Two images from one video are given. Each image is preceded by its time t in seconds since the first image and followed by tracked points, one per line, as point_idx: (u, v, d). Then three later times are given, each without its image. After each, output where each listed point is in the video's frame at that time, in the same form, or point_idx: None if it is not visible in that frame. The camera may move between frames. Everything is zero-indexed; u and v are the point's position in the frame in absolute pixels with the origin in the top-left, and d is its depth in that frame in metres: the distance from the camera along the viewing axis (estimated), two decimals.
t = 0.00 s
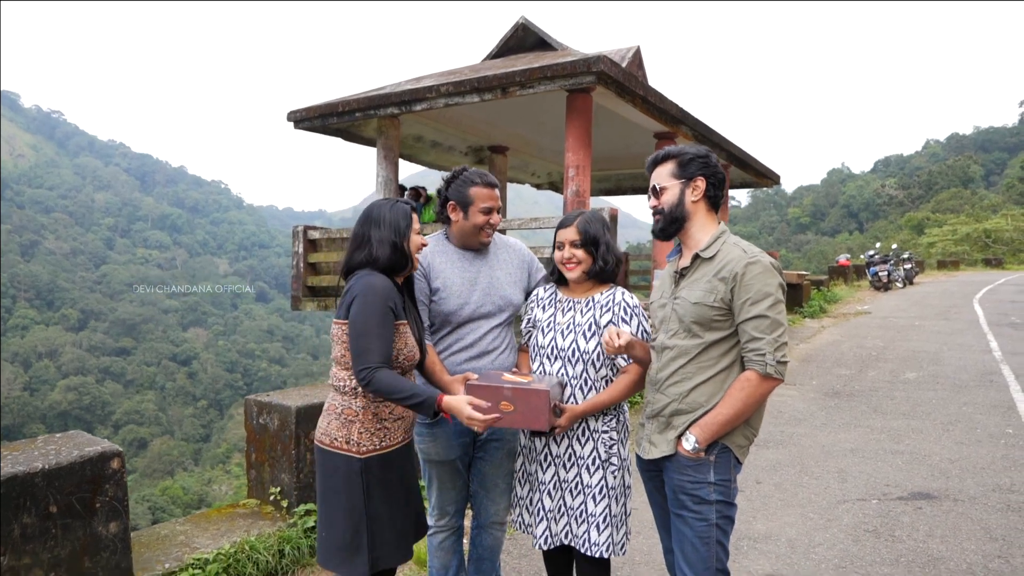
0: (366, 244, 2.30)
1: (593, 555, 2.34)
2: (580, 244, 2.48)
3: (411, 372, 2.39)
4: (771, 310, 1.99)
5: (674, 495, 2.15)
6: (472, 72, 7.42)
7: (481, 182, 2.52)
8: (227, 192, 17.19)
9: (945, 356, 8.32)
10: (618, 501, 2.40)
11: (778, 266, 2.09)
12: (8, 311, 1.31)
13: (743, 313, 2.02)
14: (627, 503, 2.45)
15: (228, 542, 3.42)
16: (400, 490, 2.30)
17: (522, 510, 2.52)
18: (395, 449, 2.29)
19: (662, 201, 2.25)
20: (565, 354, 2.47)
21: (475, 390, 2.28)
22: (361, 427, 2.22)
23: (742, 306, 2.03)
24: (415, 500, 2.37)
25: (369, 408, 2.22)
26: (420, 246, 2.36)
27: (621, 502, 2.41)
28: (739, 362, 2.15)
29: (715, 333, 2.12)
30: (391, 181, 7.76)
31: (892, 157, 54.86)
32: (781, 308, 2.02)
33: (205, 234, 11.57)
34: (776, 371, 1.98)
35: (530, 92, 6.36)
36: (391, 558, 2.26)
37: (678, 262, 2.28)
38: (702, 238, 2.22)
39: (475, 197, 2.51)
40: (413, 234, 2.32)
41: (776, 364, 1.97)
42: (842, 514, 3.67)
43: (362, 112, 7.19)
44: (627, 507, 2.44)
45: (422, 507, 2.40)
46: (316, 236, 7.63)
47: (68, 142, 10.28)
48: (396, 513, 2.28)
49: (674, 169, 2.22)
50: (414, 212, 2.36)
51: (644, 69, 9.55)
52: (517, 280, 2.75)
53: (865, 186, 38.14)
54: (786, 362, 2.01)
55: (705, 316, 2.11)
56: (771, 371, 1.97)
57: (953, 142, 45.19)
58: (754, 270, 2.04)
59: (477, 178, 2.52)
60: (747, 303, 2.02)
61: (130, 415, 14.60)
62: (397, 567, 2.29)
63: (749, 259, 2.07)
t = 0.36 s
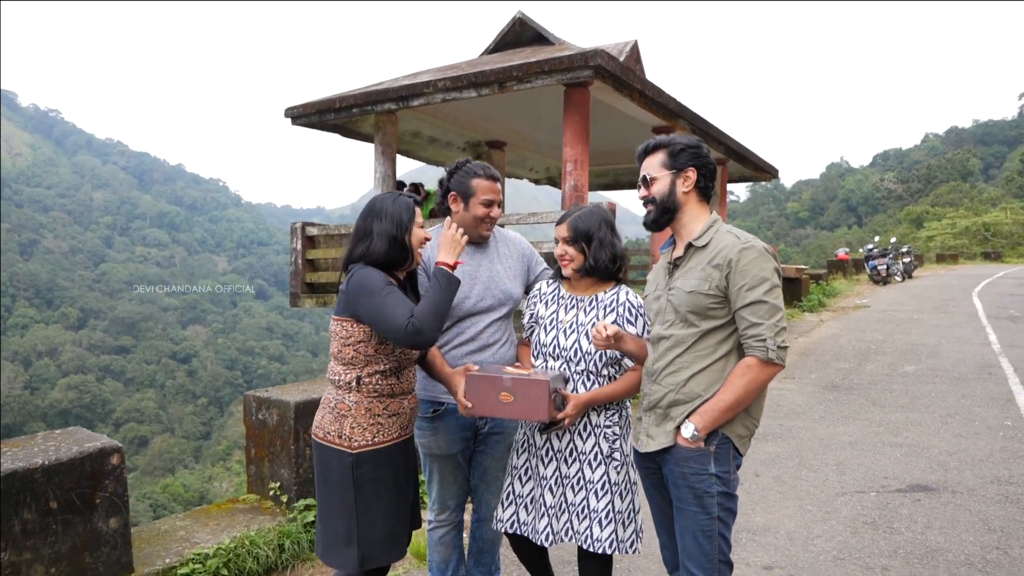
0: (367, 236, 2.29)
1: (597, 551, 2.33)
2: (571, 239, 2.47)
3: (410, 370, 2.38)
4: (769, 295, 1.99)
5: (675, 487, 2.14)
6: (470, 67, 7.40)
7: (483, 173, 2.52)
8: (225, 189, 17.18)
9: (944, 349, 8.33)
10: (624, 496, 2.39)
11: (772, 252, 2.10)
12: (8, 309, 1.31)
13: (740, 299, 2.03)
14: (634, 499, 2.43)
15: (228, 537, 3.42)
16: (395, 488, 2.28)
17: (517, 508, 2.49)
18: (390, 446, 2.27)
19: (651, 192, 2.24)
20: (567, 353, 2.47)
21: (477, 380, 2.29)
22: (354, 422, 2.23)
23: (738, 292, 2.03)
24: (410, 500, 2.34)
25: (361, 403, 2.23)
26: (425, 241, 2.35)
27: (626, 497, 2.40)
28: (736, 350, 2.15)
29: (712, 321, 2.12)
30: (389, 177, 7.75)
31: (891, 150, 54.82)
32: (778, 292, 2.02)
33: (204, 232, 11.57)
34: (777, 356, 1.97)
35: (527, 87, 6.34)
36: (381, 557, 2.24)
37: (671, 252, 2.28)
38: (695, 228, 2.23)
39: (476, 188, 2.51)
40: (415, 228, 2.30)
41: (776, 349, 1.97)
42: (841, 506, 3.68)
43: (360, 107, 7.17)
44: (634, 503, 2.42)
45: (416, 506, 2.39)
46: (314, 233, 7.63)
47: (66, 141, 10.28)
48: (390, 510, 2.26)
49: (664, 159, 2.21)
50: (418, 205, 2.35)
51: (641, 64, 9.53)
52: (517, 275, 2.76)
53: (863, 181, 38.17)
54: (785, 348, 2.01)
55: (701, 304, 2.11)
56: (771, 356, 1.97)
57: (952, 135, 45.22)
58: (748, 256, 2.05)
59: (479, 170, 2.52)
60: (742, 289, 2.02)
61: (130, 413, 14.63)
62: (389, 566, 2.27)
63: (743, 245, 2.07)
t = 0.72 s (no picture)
0: (372, 232, 2.29)
1: (587, 545, 2.33)
2: (562, 232, 2.47)
3: (412, 365, 2.37)
4: (760, 284, 1.99)
5: (676, 486, 2.14)
6: (470, 61, 7.38)
7: (485, 169, 2.49)
8: (224, 184, 17.17)
9: (944, 345, 8.33)
10: (611, 488, 2.39)
11: (762, 241, 2.09)
12: (7, 303, 1.30)
13: (732, 291, 2.02)
14: (621, 490, 2.44)
15: (227, 531, 3.42)
16: (394, 484, 2.27)
17: (511, 501, 2.49)
18: (390, 441, 2.26)
19: (650, 176, 2.22)
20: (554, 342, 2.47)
21: (463, 375, 2.28)
22: (353, 416, 2.22)
23: (730, 284, 2.02)
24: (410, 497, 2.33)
25: (362, 396, 2.22)
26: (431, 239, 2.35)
27: (614, 489, 2.41)
28: (733, 343, 2.14)
29: (706, 315, 2.11)
30: (389, 171, 7.74)
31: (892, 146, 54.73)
32: (770, 280, 2.01)
33: (203, 226, 11.56)
34: (773, 347, 1.96)
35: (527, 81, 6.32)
36: (379, 553, 2.23)
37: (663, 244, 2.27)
38: (687, 220, 2.23)
39: (477, 182, 2.49)
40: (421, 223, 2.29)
41: (771, 340, 1.96)
42: (839, 502, 3.68)
43: (360, 102, 7.15)
44: (621, 494, 2.44)
45: (415, 502, 2.38)
46: (314, 227, 7.62)
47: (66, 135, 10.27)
48: (389, 506, 2.25)
49: (666, 145, 2.20)
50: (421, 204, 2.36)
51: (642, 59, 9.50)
52: (516, 269, 2.74)
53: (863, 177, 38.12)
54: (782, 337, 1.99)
55: (693, 298, 2.11)
56: (767, 347, 1.96)
57: (952, 131, 45.15)
58: (738, 246, 2.04)
59: (480, 166, 2.50)
60: (734, 280, 2.01)
61: (130, 407, 14.66)
62: (388, 562, 2.26)
63: (732, 234, 2.07)
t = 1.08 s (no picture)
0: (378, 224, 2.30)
1: (584, 534, 2.33)
2: (563, 220, 2.47)
3: (420, 356, 2.36)
4: (771, 277, 1.99)
5: (688, 480, 2.12)
6: (473, 53, 7.35)
7: (482, 161, 2.48)
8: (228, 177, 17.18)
9: (949, 338, 8.30)
10: (608, 478, 2.39)
11: (767, 233, 2.09)
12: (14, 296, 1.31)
13: (743, 285, 2.01)
14: (618, 480, 2.44)
15: (232, 521, 3.44)
16: (403, 475, 2.28)
17: (509, 489, 2.49)
18: (399, 432, 2.27)
19: (646, 165, 2.20)
20: (554, 334, 2.47)
21: (461, 367, 2.29)
22: (362, 406, 2.22)
23: (741, 279, 2.01)
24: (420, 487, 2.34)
25: (371, 386, 2.23)
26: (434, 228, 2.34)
27: (611, 479, 2.40)
28: (741, 336, 2.14)
29: (715, 309, 2.10)
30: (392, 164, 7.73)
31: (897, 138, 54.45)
32: (779, 273, 2.02)
33: (207, 219, 11.57)
34: (788, 340, 1.97)
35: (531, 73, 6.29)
36: (388, 543, 2.24)
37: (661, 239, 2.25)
38: (683, 213, 2.22)
39: (476, 176, 2.48)
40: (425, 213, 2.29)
41: (786, 333, 1.96)
42: (843, 494, 3.68)
43: (363, 94, 7.13)
44: (618, 485, 2.43)
45: (425, 493, 2.39)
46: (318, 220, 7.62)
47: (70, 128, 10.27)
48: (399, 496, 2.26)
49: (661, 134, 2.18)
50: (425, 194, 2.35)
51: (646, 50, 9.46)
52: (518, 259, 2.74)
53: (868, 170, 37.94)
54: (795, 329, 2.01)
55: (702, 293, 2.09)
56: (783, 340, 1.96)
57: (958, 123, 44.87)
58: (746, 239, 2.04)
59: (478, 158, 2.48)
60: (745, 275, 2.01)
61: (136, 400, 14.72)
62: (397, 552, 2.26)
63: (738, 228, 2.06)
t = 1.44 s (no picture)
0: (374, 221, 2.30)
1: (588, 530, 2.34)
2: (559, 218, 2.46)
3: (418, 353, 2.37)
4: (758, 282, 1.98)
5: (666, 474, 2.14)
6: (474, 51, 7.35)
7: (478, 158, 2.49)
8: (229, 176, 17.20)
9: (950, 336, 8.30)
10: (612, 475, 2.40)
11: (759, 237, 2.08)
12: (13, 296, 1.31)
13: (729, 288, 2.01)
14: (623, 476, 2.45)
15: (232, 520, 3.44)
16: (398, 470, 2.29)
17: (512, 486, 2.50)
18: (394, 426, 2.28)
19: (636, 172, 2.22)
20: (555, 332, 2.47)
21: (461, 360, 2.30)
22: (360, 399, 2.24)
23: (726, 281, 2.02)
24: (414, 482, 2.35)
25: (369, 380, 2.24)
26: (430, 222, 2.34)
27: (615, 476, 2.41)
28: (728, 337, 2.14)
29: (701, 309, 2.11)
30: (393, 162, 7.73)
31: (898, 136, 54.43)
32: (767, 278, 2.01)
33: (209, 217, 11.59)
34: (770, 345, 1.97)
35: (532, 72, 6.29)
36: (381, 536, 2.25)
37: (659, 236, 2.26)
38: (682, 211, 2.21)
39: (472, 173, 2.49)
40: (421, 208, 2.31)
41: (767, 337, 1.96)
42: (843, 492, 3.68)
43: (364, 93, 7.13)
44: (623, 481, 2.45)
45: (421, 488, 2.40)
46: (319, 218, 7.62)
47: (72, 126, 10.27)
48: (393, 490, 2.27)
49: (647, 139, 2.19)
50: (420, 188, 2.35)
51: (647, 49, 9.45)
52: (517, 254, 2.75)
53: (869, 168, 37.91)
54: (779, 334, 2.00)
55: (689, 293, 2.10)
56: (765, 345, 1.96)
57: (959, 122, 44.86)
58: (734, 242, 2.03)
59: (473, 155, 2.50)
60: (731, 278, 2.01)
61: (137, 398, 14.73)
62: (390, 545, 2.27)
63: (728, 231, 2.05)
